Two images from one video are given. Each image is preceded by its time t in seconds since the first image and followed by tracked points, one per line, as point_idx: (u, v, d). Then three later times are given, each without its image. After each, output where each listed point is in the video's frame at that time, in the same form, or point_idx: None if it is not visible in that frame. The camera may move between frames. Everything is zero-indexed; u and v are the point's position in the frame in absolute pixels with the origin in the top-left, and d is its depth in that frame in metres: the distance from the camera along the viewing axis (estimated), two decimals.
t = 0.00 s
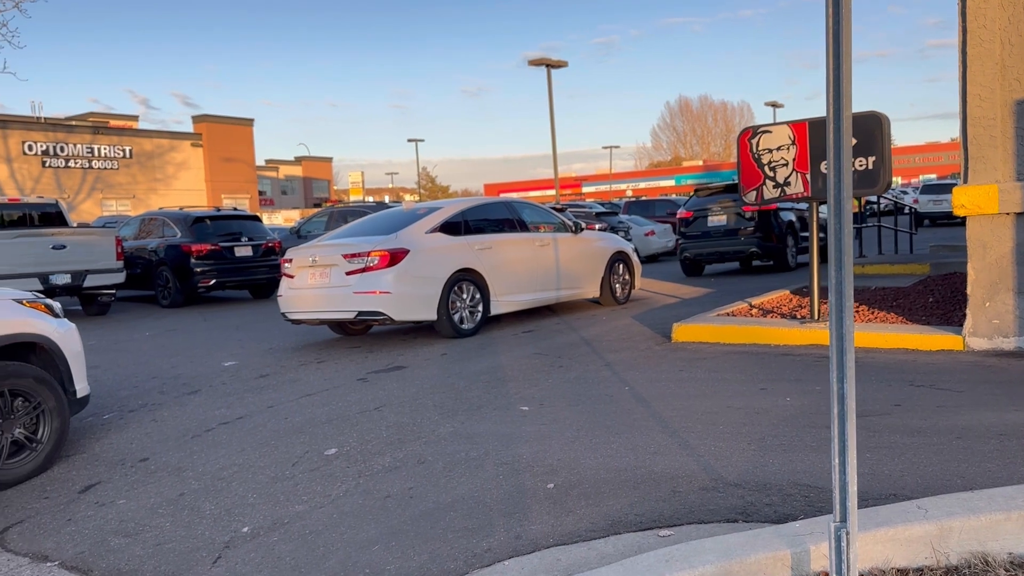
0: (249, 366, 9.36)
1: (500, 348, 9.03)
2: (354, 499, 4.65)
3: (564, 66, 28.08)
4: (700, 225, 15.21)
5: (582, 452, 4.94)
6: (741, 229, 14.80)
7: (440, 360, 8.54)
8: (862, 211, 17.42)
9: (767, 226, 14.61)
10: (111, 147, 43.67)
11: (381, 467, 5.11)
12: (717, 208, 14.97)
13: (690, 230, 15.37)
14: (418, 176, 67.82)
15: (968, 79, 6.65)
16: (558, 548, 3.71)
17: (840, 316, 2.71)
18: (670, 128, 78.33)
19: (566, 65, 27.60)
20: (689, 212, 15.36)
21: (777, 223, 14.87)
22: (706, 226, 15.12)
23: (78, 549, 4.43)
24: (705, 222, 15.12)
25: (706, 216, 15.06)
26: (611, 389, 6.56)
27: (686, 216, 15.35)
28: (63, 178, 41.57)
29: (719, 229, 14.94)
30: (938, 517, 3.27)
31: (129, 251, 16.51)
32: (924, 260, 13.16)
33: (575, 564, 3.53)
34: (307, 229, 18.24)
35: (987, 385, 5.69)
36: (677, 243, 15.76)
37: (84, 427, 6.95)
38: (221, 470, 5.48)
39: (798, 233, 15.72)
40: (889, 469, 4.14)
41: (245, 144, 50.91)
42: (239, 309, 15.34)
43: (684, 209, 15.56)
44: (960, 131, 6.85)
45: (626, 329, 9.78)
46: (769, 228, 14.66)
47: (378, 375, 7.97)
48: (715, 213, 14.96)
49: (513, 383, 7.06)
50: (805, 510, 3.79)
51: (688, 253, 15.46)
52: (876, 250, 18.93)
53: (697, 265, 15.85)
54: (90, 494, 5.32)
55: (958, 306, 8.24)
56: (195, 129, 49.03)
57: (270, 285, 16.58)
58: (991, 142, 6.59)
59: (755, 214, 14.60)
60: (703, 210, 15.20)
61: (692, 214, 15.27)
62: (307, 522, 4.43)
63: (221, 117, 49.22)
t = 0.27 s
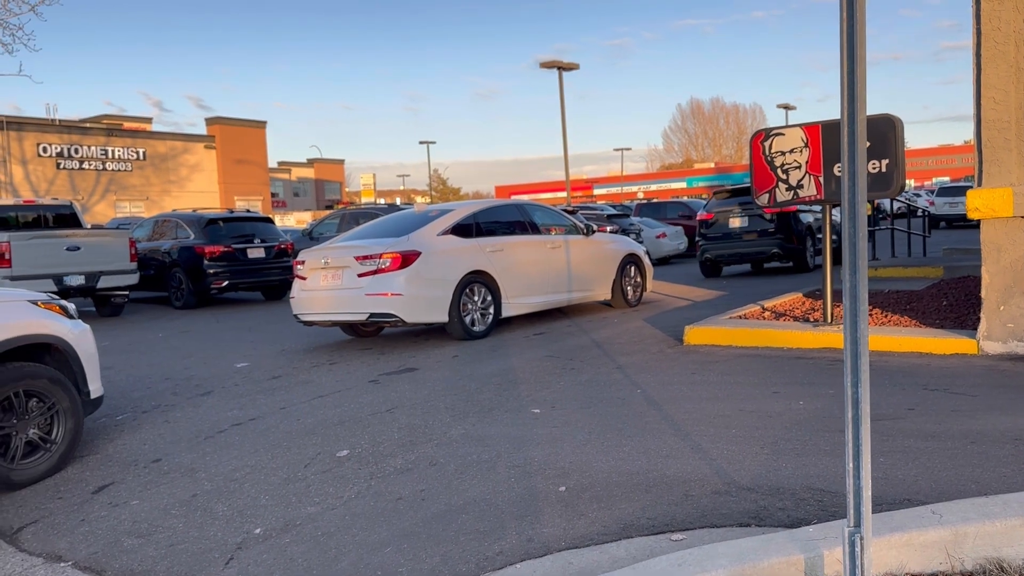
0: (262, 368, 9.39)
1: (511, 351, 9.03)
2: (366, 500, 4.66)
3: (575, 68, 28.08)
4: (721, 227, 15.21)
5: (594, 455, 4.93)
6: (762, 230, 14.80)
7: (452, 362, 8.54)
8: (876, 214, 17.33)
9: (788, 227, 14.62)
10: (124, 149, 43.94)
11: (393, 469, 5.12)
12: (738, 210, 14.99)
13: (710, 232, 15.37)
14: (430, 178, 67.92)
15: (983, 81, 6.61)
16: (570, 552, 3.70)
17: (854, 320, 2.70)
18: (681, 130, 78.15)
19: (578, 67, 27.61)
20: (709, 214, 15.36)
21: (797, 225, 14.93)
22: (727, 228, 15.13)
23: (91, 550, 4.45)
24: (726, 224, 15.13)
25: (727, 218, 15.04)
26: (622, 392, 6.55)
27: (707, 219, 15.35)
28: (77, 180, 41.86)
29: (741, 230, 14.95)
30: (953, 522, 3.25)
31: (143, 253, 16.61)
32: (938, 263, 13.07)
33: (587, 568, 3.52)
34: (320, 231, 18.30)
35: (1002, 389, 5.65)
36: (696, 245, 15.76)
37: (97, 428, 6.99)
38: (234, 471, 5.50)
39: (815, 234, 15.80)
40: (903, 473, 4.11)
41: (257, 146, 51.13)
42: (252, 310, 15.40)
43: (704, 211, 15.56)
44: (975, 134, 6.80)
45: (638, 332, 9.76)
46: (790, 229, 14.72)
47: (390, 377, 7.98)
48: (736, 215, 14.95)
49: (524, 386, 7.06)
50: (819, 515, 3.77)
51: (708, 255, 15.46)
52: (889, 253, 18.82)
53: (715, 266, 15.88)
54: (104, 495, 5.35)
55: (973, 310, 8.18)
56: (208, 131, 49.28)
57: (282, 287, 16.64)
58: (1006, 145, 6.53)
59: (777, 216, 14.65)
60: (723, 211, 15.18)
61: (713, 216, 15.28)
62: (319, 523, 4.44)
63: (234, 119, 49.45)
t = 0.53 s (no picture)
0: (269, 370, 9.40)
1: (518, 354, 9.02)
2: (371, 504, 4.66)
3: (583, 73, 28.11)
4: (738, 230, 15.37)
5: (600, 459, 4.92)
6: (780, 234, 14.96)
7: (458, 366, 8.54)
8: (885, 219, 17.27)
9: (806, 231, 14.80)
10: (134, 152, 44.15)
11: (399, 472, 5.12)
12: (756, 214, 15.18)
13: (728, 235, 15.54)
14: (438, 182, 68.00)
15: (992, 84, 6.58)
16: (575, 557, 3.69)
17: (862, 325, 2.68)
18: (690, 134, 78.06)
19: (586, 72, 27.64)
20: (727, 218, 15.54)
21: (814, 229, 15.10)
22: (745, 231, 15.29)
23: (97, 551, 4.46)
24: (744, 227, 15.30)
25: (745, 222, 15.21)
26: (629, 396, 6.54)
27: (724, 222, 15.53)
28: (87, 182, 42.07)
29: (759, 233, 15.12)
30: (961, 529, 3.22)
31: (152, 255, 16.67)
32: (947, 268, 13.01)
33: (591, 573, 3.51)
34: (328, 234, 18.34)
35: (1011, 396, 5.61)
36: (713, 248, 15.91)
37: (105, 430, 7.01)
38: (240, 473, 5.50)
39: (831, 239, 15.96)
40: (910, 480, 4.09)
41: (267, 149, 51.30)
42: (259, 313, 15.43)
43: (721, 214, 15.72)
44: (984, 139, 6.77)
45: (645, 336, 9.74)
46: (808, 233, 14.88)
47: (397, 380, 7.98)
48: (755, 218, 15.13)
49: (530, 390, 7.05)
50: (826, 521, 3.75)
51: (726, 258, 15.60)
52: (898, 258, 18.74)
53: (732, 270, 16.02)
54: (111, 497, 5.36)
55: (982, 315, 8.14)
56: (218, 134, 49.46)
57: (290, 290, 16.68)
58: (1015, 150, 6.50)
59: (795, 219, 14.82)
60: (741, 215, 15.35)
61: (731, 220, 15.45)
62: (324, 526, 4.44)
63: (244, 122, 49.64)
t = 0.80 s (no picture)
0: (273, 374, 9.42)
1: (522, 359, 9.01)
2: (373, 508, 4.66)
3: (591, 78, 28.15)
4: (754, 236, 15.56)
5: (602, 465, 4.91)
6: (794, 239, 15.17)
7: (462, 371, 8.54)
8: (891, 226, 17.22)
9: (820, 236, 15.00)
10: (142, 156, 44.33)
11: (401, 477, 5.12)
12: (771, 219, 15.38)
13: (743, 240, 15.72)
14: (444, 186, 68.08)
15: (998, 92, 6.56)
16: (575, 563, 3.68)
17: (862, 333, 2.68)
18: (697, 140, 78.04)
19: (593, 77, 27.68)
20: (742, 223, 15.72)
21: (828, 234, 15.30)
22: (760, 237, 15.48)
23: (99, 554, 4.47)
24: (760, 232, 15.49)
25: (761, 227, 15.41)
26: (632, 402, 6.53)
27: (739, 227, 15.70)
28: (95, 185, 42.26)
29: (774, 239, 15.31)
30: (963, 538, 3.21)
31: (158, 258, 16.72)
32: (953, 276, 12.97)
33: None
34: (334, 238, 18.38)
35: (1015, 404, 5.58)
36: (727, 253, 16.08)
37: (109, 433, 7.03)
38: (242, 477, 5.51)
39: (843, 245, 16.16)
40: (913, 488, 4.07)
41: (274, 153, 51.46)
42: (265, 317, 15.46)
43: (736, 220, 15.91)
44: (990, 146, 6.75)
45: (649, 342, 9.72)
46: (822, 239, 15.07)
47: (400, 385, 7.98)
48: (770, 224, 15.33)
49: (534, 395, 7.05)
50: (827, 529, 3.74)
51: (741, 263, 15.77)
52: (904, 265, 18.68)
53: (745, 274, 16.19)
54: (113, 500, 5.37)
55: (987, 323, 8.11)
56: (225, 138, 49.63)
57: (296, 294, 16.71)
58: (1021, 157, 6.48)
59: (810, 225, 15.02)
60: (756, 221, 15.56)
61: (746, 225, 15.63)
62: (326, 531, 4.44)
63: (251, 126, 49.81)
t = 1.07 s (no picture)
0: (277, 378, 9.42)
1: (525, 364, 9.01)
2: (373, 512, 4.66)
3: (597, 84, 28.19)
4: (766, 242, 15.68)
5: (603, 471, 4.90)
6: (806, 245, 15.25)
7: (465, 375, 8.54)
8: (896, 233, 17.19)
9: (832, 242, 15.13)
10: (149, 160, 44.48)
11: (401, 481, 5.11)
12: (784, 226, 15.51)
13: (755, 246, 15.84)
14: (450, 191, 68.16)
15: (1002, 100, 6.55)
16: (574, 568, 3.67)
17: (861, 339, 2.67)
18: (702, 146, 77.99)
19: (599, 83, 27.72)
20: (754, 230, 15.84)
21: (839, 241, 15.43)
22: (772, 243, 15.60)
23: (99, 557, 4.48)
24: (772, 239, 15.61)
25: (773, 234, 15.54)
26: (634, 408, 6.52)
27: (752, 234, 15.83)
28: (102, 189, 42.41)
29: (786, 245, 15.44)
30: (962, 546, 3.20)
31: (164, 262, 16.76)
32: (958, 283, 12.94)
33: None
34: (339, 243, 18.40)
35: (1018, 412, 5.56)
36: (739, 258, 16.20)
37: (111, 435, 7.04)
38: (243, 481, 5.51)
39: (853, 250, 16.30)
40: (914, 495, 4.05)
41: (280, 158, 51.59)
42: (269, 321, 15.48)
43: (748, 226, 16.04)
44: (994, 154, 6.74)
45: (652, 348, 9.71)
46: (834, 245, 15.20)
47: (403, 389, 7.98)
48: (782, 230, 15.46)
49: (536, 400, 7.04)
50: (827, 536, 3.73)
51: (753, 268, 15.90)
52: (909, 272, 18.64)
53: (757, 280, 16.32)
54: (114, 502, 5.38)
55: (991, 330, 8.09)
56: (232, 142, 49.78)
57: (300, 298, 16.73)
58: None
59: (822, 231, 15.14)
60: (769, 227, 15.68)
61: (758, 232, 15.75)
62: (326, 535, 4.43)
63: (257, 131, 49.95)
